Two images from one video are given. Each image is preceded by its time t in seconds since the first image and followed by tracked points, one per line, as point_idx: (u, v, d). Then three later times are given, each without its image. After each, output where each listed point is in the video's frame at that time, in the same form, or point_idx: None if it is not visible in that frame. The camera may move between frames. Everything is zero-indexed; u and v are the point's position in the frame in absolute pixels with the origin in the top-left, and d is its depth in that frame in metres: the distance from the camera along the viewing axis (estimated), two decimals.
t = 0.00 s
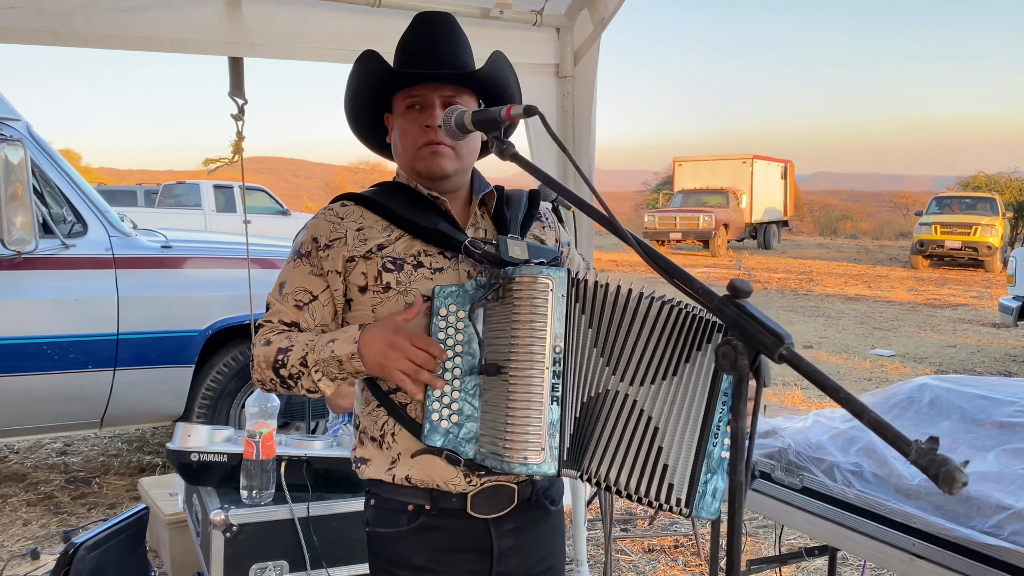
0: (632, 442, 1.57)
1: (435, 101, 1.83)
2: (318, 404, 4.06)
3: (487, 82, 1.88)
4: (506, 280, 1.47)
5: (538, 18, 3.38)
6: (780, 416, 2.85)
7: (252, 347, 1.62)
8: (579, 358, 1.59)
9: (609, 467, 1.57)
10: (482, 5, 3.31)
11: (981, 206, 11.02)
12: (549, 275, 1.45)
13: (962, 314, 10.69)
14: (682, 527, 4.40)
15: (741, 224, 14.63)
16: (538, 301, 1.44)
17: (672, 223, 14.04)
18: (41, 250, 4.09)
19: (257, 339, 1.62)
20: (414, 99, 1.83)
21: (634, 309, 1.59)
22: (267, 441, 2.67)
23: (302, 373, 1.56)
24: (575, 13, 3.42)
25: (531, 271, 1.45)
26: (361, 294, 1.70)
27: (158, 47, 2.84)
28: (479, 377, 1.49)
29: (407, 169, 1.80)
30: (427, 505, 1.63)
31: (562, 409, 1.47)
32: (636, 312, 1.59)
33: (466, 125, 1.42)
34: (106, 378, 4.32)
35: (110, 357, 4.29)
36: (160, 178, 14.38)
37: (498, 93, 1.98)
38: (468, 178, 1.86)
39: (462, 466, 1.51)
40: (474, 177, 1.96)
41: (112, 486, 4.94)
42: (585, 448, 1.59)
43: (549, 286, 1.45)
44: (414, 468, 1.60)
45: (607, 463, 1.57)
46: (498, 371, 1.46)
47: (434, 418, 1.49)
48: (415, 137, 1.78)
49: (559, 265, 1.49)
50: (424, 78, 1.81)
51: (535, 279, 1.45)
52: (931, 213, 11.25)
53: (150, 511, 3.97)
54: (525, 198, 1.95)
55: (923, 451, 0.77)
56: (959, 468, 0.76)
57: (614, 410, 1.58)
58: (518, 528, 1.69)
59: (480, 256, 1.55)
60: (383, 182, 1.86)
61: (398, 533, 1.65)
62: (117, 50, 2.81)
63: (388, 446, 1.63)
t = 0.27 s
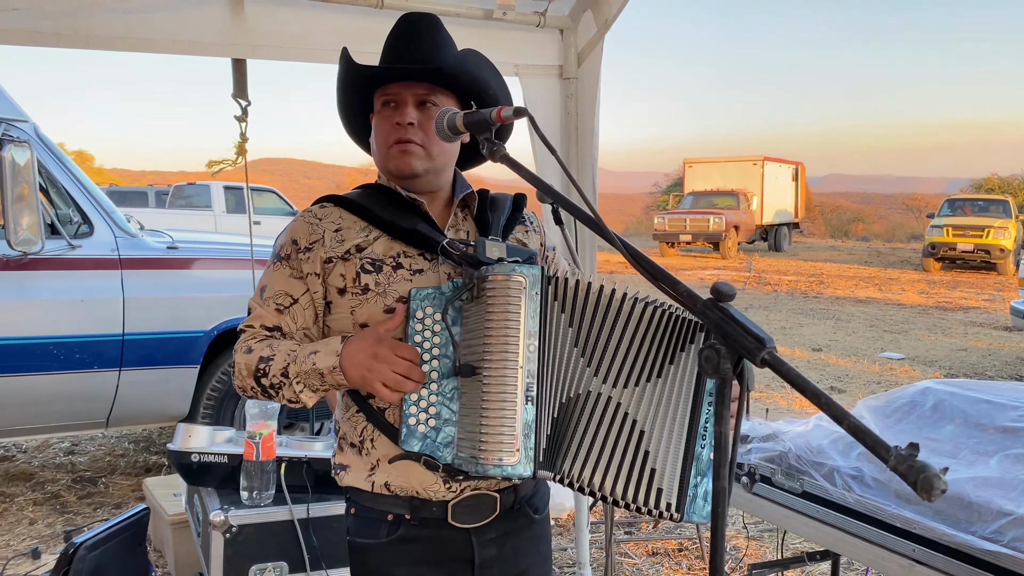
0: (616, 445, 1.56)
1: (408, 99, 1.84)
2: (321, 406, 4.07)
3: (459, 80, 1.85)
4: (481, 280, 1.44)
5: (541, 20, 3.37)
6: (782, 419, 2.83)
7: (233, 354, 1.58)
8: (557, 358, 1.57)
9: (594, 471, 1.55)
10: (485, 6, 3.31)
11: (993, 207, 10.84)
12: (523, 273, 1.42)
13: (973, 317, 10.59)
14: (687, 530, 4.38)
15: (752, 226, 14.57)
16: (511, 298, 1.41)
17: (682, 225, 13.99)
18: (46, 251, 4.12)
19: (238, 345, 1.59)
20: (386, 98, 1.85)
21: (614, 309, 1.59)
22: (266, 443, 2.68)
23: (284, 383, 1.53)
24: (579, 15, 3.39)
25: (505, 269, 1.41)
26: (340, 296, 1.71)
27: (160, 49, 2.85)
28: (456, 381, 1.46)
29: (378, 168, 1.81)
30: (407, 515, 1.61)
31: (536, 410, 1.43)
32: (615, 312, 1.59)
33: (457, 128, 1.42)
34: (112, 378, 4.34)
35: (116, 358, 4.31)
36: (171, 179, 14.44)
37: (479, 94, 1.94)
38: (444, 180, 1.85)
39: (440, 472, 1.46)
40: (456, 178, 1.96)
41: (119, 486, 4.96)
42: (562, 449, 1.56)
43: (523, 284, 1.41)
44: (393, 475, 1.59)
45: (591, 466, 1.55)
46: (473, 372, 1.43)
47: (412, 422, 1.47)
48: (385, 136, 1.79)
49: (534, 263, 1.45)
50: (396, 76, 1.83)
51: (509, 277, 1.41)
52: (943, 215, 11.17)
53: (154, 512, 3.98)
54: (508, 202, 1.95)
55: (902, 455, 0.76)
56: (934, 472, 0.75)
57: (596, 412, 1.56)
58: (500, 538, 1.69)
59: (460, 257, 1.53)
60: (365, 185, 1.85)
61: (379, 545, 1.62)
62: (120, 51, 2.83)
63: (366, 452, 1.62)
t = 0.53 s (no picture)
0: (608, 433, 1.56)
1: (374, 95, 1.80)
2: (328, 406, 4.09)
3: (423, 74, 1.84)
4: (459, 271, 1.47)
5: (547, 21, 3.37)
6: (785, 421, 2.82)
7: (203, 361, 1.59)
8: (540, 345, 1.57)
9: (586, 462, 1.55)
10: (491, 8, 3.31)
11: (1008, 209, 10.66)
12: (503, 260, 1.44)
13: (987, 320, 10.50)
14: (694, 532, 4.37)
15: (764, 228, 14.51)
16: (492, 286, 1.43)
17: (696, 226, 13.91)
18: (56, 251, 4.16)
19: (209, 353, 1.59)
20: (352, 94, 1.81)
21: (596, 293, 1.60)
22: (270, 442, 2.70)
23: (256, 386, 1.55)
24: (584, 16, 3.38)
25: (484, 257, 1.44)
26: (312, 298, 1.71)
27: (167, 50, 2.87)
28: (435, 375, 1.48)
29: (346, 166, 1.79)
30: (385, 520, 1.62)
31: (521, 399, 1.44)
32: (596, 298, 1.60)
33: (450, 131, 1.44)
34: (121, 378, 4.37)
35: (125, 358, 4.34)
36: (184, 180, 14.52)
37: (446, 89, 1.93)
38: (415, 176, 1.83)
39: (421, 469, 1.48)
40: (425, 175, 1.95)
41: (128, 484, 4.99)
42: (550, 438, 1.55)
43: (503, 271, 1.44)
44: (371, 477, 1.60)
45: (583, 457, 1.55)
46: (454, 363, 1.44)
47: (391, 421, 1.48)
48: (352, 133, 1.76)
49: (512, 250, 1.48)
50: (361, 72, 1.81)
51: (488, 265, 1.44)
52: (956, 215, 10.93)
53: (163, 511, 4.00)
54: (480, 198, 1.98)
55: (882, 460, 0.76)
56: (917, 480, 0.75)
57: (585, 400, 1.56)
58: (479, 544, 1.70)
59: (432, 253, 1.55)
60: (332, 188, 1.86)
61: (358, 552, 1.63)
62: (127, 53, 2.85)
63: (343, 455, 1.63)
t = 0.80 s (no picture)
0: (592, 448, 1.61)
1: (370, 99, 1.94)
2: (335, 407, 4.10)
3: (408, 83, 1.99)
4: (441, 285, 1.48)
5: (553, 23, 3.36)
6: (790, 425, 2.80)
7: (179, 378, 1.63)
8: (522, 362, 1.62)
9: (571, 477, 1.60)
10: (497, 10, 3.31)
11: None
12: (485, 277, 1.46)
13: (1005, 323, 10.37)
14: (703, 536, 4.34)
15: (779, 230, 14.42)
16: (475, 304, 1.45)
17: (711, 227, 13.86)
18: (67, 253, 4.21)
19: (184, 367, 1.64)
20: (349, 97, 1.94)
21: (578, 310, 1.65)
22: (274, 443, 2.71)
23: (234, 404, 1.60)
24: (591, 19, 3.38)
25: (466, 274, 1.46)
26: (284, 310, 1.78)
27: (174, 54, 2.90)
28: (414, 389, 1.50)
29: (339, 168, 1.88)
30: (362, 530, 1.66)
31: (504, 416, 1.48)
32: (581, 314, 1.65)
33: (445, 135, 1.45)
34: (131, 379, 4.43)
35: (135, 358, 4.40)
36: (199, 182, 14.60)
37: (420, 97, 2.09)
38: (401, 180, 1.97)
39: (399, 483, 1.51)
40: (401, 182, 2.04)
41: (139, 484, 5.03)
42: (532, 453, 1.61)
43: (485, 288, 1.46)
44: (347, 490, 1.65)
45: (567, 472, 1.59)
46: (438, 380, 1.46)
47: (370, 436, 1.49)
48: (350, 137, 1.87)
49: (495, 267, 1.50)
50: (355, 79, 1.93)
51: (470, 282, 1.45)
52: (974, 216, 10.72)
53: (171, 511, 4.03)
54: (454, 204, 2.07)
55: (857, 468, 0.77)
56: (892, 486, 0.75)
57: (568, 416, 1.61)
58: (459, 552, 1.74)
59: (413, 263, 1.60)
60: (303, 195, 1.93)
61: (336, 563, 1.66)
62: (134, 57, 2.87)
63: (320, 468, 1.68)
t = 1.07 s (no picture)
0: (578, 449, 1.61)
1: (363, 103, 1.99)
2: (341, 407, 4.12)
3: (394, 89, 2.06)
4: (421, 284, 1.51)
5: (558, 23, 3.36)
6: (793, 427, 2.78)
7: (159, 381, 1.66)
8: (507, 362, 1.62)
9: (558, 479, 1.60)
10: (502, 10, 3.31)
11: None
12: (465, 275, 1.49)
13: None
14: (710, 538, 4.32)
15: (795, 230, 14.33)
16: (456, 300, 1.48)
17: (726, 228, 13.78)
18: (78, 253, 4.27)
19: (165, 370, 1.67)
20: (342, 99, 1.98)
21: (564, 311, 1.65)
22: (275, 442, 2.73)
23: (215, 405, 1.63)
24: (597, 18, 3.37)
25: (445, 272, 1.49)
26: (265, 312, 1.82)
27: (179, 55, 2.91)
28: (396, 389, 1.54)
29: (330, 169, 1.91)
30: (347, 533, 1.72)
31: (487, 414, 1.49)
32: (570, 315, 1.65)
33: (436, 134, 1.44)
34: (140, 377, 4.48)
35: (144, 356, 4.45)
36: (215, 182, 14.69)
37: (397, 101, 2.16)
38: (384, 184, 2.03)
39: (384, 484, 1.53)
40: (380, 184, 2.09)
41: (149, 483, 5.07)
42: (516, 454, 1.60)
43: (466, 286, 1.49)
44: (332, 492, 1.70)
45: (554, 472, 1.59)
46: (420, 378, 1.50)
47: (353, 437, 1.54)
48: (343, 139, 1.91)
49: (476, 264, 1.53)
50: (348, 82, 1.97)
51: (450, 279, 1.48)
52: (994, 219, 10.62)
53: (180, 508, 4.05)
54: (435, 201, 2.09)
55: (821, 467, 0.75)
56: (856, 487, 0.72)
57: (553, 416, 1.61)
58: (445, 553, 1.78)
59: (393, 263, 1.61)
60: (283, 198, 1.97)
61: (320, 565, 1.72)
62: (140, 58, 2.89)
63: (304, 471, 1.73)
